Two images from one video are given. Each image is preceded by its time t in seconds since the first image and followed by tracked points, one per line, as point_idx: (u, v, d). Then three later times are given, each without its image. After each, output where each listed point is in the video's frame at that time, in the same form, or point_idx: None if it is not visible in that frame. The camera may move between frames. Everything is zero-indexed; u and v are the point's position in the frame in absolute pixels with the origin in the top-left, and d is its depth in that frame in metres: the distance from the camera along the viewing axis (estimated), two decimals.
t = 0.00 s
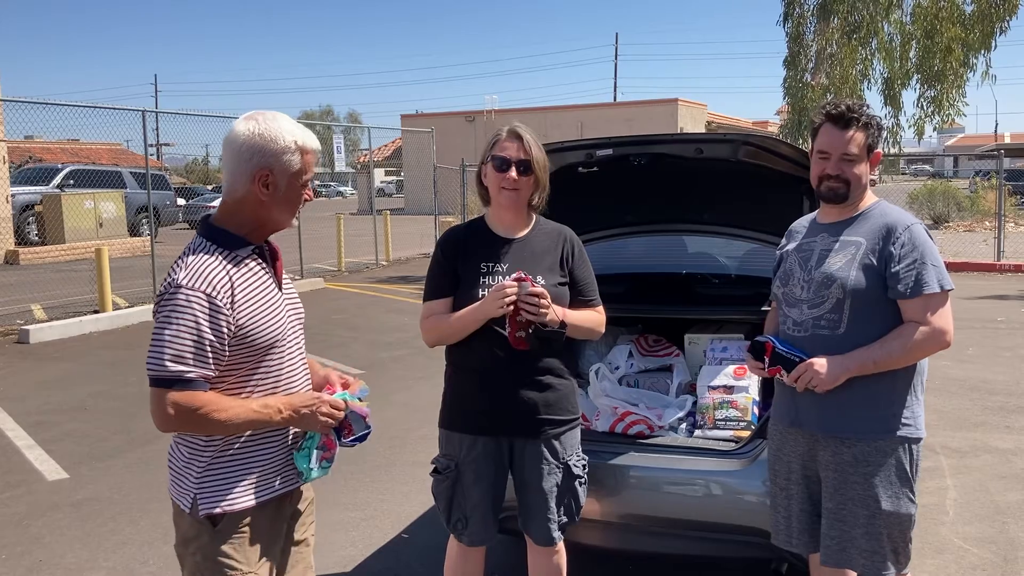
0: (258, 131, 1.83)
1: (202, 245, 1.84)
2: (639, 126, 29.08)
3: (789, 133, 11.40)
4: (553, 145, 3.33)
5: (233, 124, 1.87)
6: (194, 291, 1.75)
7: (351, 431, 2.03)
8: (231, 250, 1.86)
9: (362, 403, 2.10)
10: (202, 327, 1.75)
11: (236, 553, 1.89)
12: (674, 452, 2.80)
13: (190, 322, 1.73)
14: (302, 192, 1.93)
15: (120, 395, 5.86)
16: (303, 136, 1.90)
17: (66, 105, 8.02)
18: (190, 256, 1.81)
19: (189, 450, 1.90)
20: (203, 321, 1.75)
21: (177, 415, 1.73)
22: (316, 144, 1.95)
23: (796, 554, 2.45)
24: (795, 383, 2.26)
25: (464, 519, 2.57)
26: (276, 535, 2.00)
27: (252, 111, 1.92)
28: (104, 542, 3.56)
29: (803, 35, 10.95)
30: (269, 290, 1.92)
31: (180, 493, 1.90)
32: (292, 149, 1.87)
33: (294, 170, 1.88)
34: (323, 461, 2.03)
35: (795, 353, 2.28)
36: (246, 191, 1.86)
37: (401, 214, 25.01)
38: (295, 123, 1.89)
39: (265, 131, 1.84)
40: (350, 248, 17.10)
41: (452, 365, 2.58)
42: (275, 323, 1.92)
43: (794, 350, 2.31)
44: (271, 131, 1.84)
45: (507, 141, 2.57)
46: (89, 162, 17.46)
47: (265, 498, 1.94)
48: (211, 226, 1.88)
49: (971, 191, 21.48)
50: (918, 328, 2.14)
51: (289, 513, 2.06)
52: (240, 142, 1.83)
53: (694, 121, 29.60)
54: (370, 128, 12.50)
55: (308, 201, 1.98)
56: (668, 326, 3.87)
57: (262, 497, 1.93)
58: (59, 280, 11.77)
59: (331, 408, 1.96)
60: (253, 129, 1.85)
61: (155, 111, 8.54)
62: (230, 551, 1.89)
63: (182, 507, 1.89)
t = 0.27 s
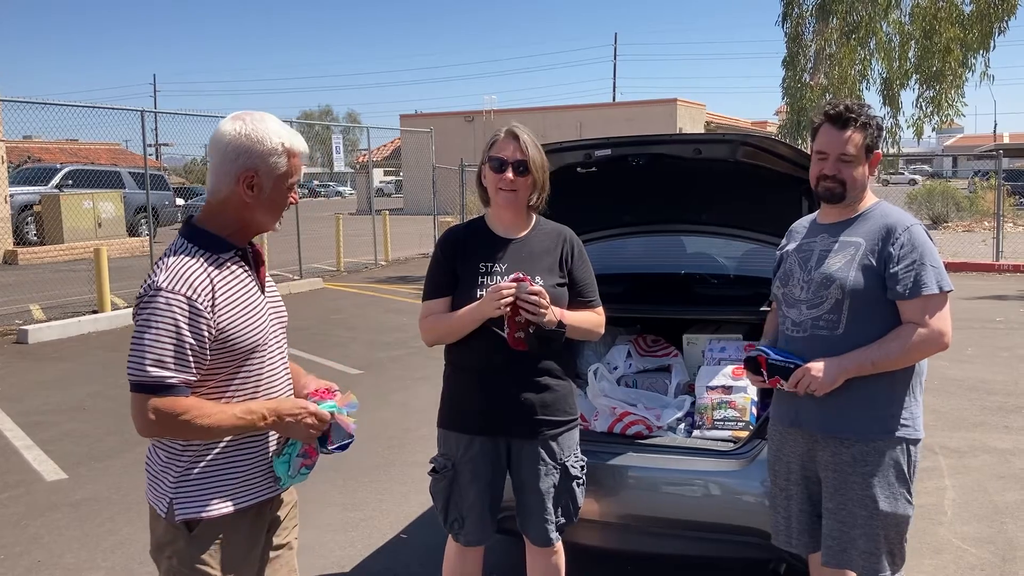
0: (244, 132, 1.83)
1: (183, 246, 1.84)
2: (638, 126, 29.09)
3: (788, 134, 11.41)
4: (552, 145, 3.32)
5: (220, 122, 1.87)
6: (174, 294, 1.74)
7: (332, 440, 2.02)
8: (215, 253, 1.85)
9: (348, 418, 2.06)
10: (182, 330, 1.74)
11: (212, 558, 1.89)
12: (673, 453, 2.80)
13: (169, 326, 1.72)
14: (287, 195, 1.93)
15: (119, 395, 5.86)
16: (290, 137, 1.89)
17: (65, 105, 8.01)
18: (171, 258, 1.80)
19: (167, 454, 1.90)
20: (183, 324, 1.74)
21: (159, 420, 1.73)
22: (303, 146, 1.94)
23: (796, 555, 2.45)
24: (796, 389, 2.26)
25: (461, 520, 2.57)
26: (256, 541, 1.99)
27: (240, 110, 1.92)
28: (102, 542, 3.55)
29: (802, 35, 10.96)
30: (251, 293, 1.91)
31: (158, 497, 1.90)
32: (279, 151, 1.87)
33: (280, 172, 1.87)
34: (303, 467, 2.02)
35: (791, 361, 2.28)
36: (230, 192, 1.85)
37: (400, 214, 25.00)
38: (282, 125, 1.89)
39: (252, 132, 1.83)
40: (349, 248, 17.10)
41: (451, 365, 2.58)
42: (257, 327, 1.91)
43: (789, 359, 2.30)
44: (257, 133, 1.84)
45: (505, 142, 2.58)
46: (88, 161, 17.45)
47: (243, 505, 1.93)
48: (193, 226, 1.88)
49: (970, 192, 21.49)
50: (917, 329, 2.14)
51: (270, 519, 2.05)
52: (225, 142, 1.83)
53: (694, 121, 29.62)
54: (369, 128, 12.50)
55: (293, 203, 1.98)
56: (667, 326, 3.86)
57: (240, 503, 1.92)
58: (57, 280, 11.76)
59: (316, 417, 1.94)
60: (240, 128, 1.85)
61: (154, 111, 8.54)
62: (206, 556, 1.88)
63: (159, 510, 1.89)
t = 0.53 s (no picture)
0: (220, 131, 1.83)
1: (161, 250, 1.83)
2: (637, 126, 29.09)
3: (786, 134, 11.41)
4: (550, 145, 3.32)
5: (197, 121, 1.87)
6: (146, 298, 1.72)
7: (319, 436, 1.99)
8: (192, 257, 1.84)
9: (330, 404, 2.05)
10: (156, 334, 1.72)
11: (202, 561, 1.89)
12: (670, 453, 2.80)
13: (142, 330, 1.71)
14: (264, 195, 1.92)
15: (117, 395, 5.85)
16: (268, 137, 1.89)
17: (63, 106, 8.00)
18: (145, 264, 1.79)
19: (154, 458, 1.89)
20: (155, 328, 1.72)
21: (129, 423, 1.71)
22: (282, 147, 1.94)
23: (794, 555, 2.45)
24: (791, 386, 2.25)
25: (458, 520, 2.57)
26: (246, 542, 1.98)
27: (219, 109, 1.92)
28: (100, 542, 3.55)
29: (800, 35, 10.96)
30: (229, 296, 1.90)
31: (147, 501, 1.89)
32: (256, 150, 1.86)
33: (256, 171, 1.87)
34: (288, 464, 1.99)
35: (787, 359, 2.28)
36: (205, 192, 1.85)
37: (399, 214, 24.99)
38: (261, 123, 1.89)
39: (228, 130, 1.83)
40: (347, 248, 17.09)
41: (449, 364, 2.58)
42: (236, 329, 1.89)
43: (783, 356, 2.31)
44: (234, 131, 1.84)
45: (503, 141, 2.58)
46: (86, 161, 17.43)
47: (231, 507, 1.92)
48: (171, 228, 1.88)
49: (968, 192, 21.50)
50: (915, 329, 2.14)
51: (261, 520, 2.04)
52: (202, 141, 1.83)
53: (692, 121, 29.63)
54: (367, 128, 12.49)
55: (272, 204, 1.97)
56: (665, 327, 3.86)
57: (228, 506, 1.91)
58: (56, 279, 11.76)
59: (298, 410, 1.92)
60: (217, 127, 1.85)
61: (151, 111, 8.53)
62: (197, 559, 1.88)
63: (148, 514, 1.89)
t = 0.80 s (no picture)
0: (196, 129, 1.82)
1: (140, 252, 1.82)
2: (635, 126, 29.08)
3: (784, 134, 11.42)
4: (548, 145, 3.31)
5: (175, 121, 1.87)
6: (118, 299, 1.72)
7: (306, 443, 2.00)
8: (170, 259, 1.84)
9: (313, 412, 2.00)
10: (128, 336, 1.71)
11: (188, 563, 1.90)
12: (669, 453, 2.79)
13: (113, 333, 1.70)
14: (245, 195, 1.90)
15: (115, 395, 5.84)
16: (246, 136, 1.88)
17: (60, 105, 7.99)
18: (120, 266, 1.78)
19: (137, 461, 1.91)
20: (126, 330, 1.71)
21: (101, 426, 1.70)
22: (262, 146, 1.92)
23: (792, 555, 2.45)
24: (786, 384, 2.26)
25: (455, 520, 2.57)
26: (234, 544, 1.98)
27: (200, 109, 1.92)
28: (97, 542, 3.55)
29: (798, 35, 10.96)
30: (208, 298, 1.88)
31: (132, 505, 1.91)
32: (234, 149, 1.85)
33: (234, 170, 1.85)
34: (271, 470, 1.97)
35: (782, 357, 2.29)
36: (183, 192, 1.84)
37: (397, 214, 24.98)
38: (239, 122, 1.88)
39: (204, 129, 1.83)
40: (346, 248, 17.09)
41: (447, 364, 2.58)
42: (214, 332, 1.88)
43: (779, 355, 2.32)
44: (210, 130, 1.83)
45: (501, 142, 2.57)
46: (83, 161, 17.40)
47: (214, 510, 1.91)
48: (152, 229, 1.88)
49: (966, 192, 21.52)
50: (910, 328, 2.13)
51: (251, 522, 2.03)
52: (178, 141, 1.83)
53: (690, 121, 29.65)
54: (366, 128, 12.48)
55: (255, 204, 1.96)
56: (663, 327, 3.86)
57: (213, 509, 1.91)
58: (53, 279, 11.74)
59: (273, 412, 1.89)
60: (194, 126, 1.84)
61: (149, 111, 8.52)
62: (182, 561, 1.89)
63: (135, 516, 1.91)
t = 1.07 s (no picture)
0: (183, 129, 1.82)
1: (128, 253, 1.82)
2: (632, 125, 29.09)
3: (782, 133, 11.43)
4: (545, 145, 3.32)
5: (161, 122, 1.86)
6: (106, 301, 1.71)
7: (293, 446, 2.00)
8: (158, 261, 1.83)
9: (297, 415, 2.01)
10: (117, 337, 1.71)
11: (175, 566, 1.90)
12: (666, 452, 2.80)
13: (101, 335, 1.69)
14: (233, 194, 1.90)
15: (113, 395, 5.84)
16: (233, 134, 1.87)
17: (57, 104, 7.98)
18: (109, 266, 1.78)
19: (124, 464, 1.90)
20: (114, 332, 1.71)
21: (89, 428, 1.70)
22: (250, 144, 1.92)
23: (787, 553, 2.46)
24: (782, 382, 2.26)
25: (454, 520, 2.57)
26: (221, 546, 1.98)
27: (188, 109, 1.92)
28: (94, 542, 3.54)
29: (795, 35, 10.97)
30: (194, 304, 1.88)
31: (119, 507, 1.91)
32: (221, 148, 1.85)
33: (221, 170, 1.85)
34: (258, 471, 1.98)
35: (778, 355, 2.29)
36: (171, 193, 1.84)
37: (395, 213, 24.97)
38: (226, 121, 1.87)
39: (191, 129, 1.82)
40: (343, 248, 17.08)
41: (445, 364, 2.58)
42: (202, 335, 1.88)
43: (775, 353, 2.32)
44: (196, 130, 1.83)
45: (498, 142, 2.57)
46: (80, 161, 17.36)
47: (202, 511, 1.91)
48: (138, 231, 1.87)
49: (963, 191, 21.55)
50: (905, 328, 2.13)
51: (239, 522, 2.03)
52: (165, 141, 1.82)
53: (688, 121, 29.68)
54: (363, 127, 12.48)
55: (243, 203, 1.96)
56: (661, 326, 3.87)
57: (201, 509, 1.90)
58: (50, 279, 11.72)
59: (264, 417, 1.90)
60: (181, 126, 1.84)
61: (146, 110, 8.51)
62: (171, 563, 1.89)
63: (121, 519, 1.90)
